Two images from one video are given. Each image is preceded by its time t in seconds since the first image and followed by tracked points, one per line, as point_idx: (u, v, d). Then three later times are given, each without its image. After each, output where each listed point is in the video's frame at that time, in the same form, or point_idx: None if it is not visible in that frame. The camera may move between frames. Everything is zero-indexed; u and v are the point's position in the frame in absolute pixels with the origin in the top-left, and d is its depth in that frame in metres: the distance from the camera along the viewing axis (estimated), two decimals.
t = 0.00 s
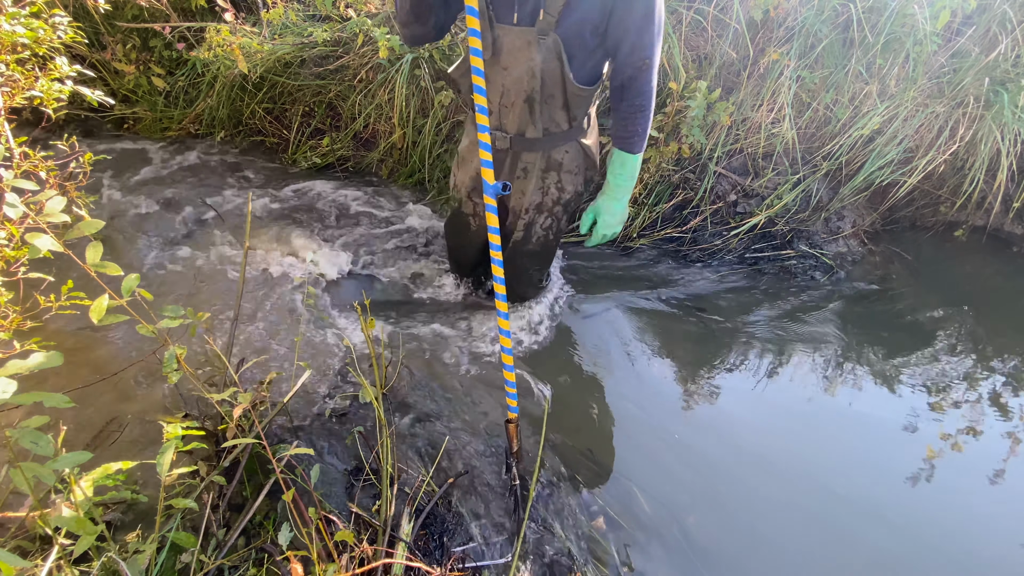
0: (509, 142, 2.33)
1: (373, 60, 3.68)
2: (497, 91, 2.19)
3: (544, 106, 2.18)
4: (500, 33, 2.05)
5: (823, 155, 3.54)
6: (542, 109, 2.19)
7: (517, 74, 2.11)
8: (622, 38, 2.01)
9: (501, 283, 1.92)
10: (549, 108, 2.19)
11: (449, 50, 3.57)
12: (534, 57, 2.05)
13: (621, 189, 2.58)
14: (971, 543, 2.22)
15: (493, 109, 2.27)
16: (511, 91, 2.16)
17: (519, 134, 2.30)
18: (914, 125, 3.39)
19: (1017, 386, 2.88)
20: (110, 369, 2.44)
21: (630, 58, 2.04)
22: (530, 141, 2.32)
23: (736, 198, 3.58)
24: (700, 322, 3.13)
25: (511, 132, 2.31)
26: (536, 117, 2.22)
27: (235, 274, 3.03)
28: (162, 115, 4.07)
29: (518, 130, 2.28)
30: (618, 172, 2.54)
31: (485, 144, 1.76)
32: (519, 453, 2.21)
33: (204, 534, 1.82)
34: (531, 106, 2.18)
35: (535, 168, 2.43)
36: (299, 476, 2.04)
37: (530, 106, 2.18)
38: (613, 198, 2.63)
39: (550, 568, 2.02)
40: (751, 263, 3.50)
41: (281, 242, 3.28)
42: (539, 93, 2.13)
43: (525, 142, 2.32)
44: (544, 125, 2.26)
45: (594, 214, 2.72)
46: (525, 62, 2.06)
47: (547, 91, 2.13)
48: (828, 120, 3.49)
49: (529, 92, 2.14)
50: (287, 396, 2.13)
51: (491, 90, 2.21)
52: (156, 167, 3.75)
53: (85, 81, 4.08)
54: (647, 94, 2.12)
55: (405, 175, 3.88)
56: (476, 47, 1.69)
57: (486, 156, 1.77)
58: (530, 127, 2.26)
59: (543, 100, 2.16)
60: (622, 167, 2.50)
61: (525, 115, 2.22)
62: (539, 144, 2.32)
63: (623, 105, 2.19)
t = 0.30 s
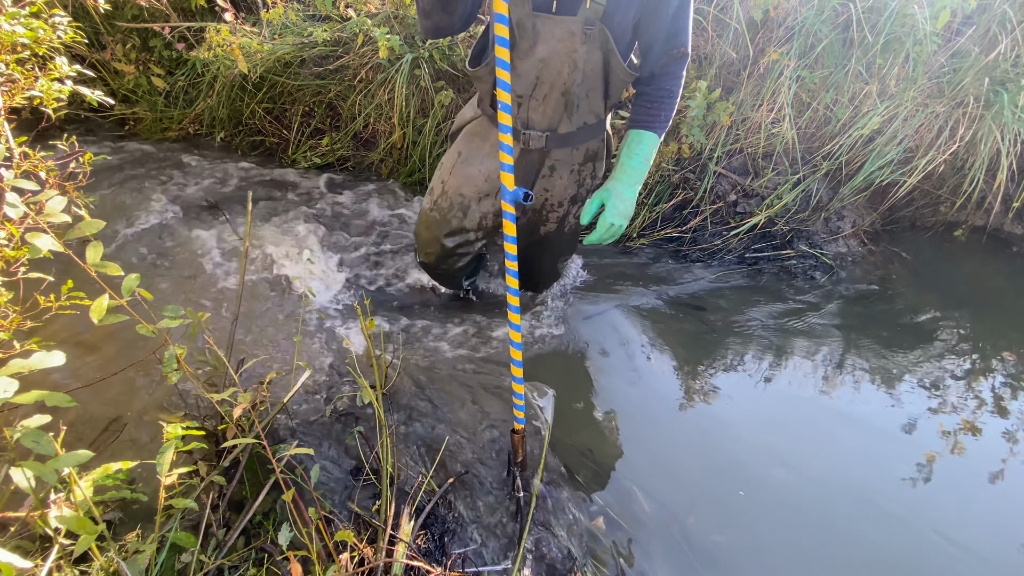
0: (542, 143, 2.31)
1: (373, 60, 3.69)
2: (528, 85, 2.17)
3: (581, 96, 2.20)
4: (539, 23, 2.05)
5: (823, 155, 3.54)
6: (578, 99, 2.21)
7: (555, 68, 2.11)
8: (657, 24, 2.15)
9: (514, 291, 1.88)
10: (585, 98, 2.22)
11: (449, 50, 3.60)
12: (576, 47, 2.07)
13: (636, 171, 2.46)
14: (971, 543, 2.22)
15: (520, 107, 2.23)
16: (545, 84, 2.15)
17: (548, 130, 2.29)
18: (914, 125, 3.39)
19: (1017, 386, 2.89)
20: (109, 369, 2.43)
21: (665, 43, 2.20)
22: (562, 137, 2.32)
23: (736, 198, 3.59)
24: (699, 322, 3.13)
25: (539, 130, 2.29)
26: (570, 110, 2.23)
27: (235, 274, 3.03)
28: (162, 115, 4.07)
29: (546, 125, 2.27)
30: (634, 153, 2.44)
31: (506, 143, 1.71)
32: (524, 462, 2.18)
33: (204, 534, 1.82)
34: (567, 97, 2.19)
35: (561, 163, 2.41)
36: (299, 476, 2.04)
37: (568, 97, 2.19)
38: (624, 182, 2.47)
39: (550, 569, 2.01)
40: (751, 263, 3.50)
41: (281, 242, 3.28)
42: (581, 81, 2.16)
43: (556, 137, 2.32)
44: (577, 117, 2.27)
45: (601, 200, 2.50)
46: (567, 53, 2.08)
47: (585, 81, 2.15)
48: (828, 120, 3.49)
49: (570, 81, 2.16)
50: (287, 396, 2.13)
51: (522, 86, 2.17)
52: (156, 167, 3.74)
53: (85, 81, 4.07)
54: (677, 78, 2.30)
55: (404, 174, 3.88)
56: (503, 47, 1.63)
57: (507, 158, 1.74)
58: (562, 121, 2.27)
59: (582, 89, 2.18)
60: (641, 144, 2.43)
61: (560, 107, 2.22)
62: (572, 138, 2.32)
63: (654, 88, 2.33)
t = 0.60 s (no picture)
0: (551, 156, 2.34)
1: (373, 59, 3.68)
2: (533, 96, 2.19)
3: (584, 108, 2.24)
4: (546, 34, 2.07)
5: (823, 155, 3.54)
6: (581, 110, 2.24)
7: (567, 81, 2.15)
8: (656, 28, 2.17)
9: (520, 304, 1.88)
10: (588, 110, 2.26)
11: (449, 50, 3.59)
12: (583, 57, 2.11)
13: (598, 156, 2.14)
14: (971, 542, 2.22)
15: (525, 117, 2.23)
16: (551, 97, 2.18)
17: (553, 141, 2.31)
18: (914, 125, 3.40)
19: (1017, 386, 2.89)
20: (110, 369, 2.43)
21: (654, 51, 2.22)
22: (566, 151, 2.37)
23: (736, 198, 3.59)
24: (698, 322, 3.13)
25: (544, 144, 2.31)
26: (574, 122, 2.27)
27: (235, 274, 3.03)
28: (162, 115, 4.07)
29: (550, 136, 2.30)
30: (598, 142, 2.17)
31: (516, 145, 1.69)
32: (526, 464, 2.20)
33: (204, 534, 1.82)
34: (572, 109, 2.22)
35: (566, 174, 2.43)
36: (299, 476, 2.04)
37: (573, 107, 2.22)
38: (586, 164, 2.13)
39: (550, 569, 2.02)
40: (751, 263, 3.50)
41: (281, 242, 3.28)
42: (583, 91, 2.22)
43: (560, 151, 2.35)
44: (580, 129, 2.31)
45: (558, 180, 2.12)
46: (574, 63, 2.11)
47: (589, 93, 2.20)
48: (828, 120, 3.49)
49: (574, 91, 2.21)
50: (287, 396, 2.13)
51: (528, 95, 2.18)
52: (156, 167, 3.75)
53: (85, 81, 4.07)
54: (658, 89, 2.26)
55: (405, 174, 3.88)
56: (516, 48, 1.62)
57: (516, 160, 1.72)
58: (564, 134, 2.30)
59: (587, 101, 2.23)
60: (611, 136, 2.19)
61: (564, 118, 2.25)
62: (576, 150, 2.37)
63: (632, 93, 2.26)
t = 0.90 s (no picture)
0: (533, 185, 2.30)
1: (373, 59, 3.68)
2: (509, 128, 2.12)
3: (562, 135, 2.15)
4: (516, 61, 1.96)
5: (823, 155, 3.54)
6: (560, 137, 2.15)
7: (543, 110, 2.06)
8: (629, 46, 1.92)
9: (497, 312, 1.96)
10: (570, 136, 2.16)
11: (449, 50, 3.59)
12: (559, 84, 1.99)
13: (551, 199, 1.92)
14: (972, 542, 2.22)
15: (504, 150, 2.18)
16: (527, 127, 2.10)
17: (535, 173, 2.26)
18: (914, 125, 3.40)
19: (1017, 386, 2.89)
20: (110, 369, 2.44)
21: (629, 72, 1.95)
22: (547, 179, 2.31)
23: (736, 198, 3.59)
24: (699, 322, 3.13)
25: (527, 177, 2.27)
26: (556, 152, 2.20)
27: (235, 274, 3.03)
28: (162, 115, 4.07)
29: (531, 166, 2.24)
30: (556, 181, 1.95)
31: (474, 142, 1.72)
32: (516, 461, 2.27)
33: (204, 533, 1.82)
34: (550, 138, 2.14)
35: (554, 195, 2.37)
36: (299, 475, 2.05)
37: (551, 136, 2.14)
38: (535, 207, 1.92)
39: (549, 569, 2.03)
40: (751, 263, 3.50)
41: (281, 242, 3.29)
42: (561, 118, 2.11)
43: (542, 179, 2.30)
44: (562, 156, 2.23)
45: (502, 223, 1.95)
46: (549, 93, 2.01)
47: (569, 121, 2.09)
48: (828, 120, 3.49)
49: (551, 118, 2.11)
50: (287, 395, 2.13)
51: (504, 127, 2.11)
52: (156, 168, 3.75)
53: (85, 81, 4.08)
54: (632, 116, 2.00)
55: (405, 173, 3.88)
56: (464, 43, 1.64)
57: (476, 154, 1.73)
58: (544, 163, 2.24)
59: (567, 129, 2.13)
60: (574, 174, 1.96)
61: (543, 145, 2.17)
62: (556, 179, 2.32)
63: (602, 120, 2.00)
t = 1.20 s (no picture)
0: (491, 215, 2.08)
1: (373, 59, 3.68)
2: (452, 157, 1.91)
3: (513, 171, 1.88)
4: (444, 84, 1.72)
5: (822, 155, 3.54)
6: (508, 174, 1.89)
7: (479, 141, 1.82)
8: (571, 83, 1.54)
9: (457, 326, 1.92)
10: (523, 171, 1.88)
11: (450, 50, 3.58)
12: (495, 117, 1.74)
13: (488, 243, 1.69)
14: (972, 543, 2.23)
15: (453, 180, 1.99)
16: (469, 158, 1.88)
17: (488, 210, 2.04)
18: (914, 125, 3.40)
19: (1016, 386, 2.90)
20: (110, 369, 2.44)
21: (578, 112, 1.56)
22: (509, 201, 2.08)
23: (736, 198, 3.59)
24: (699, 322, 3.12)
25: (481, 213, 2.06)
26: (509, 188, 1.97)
27: (235, 274, 3.03)
28: (162, 116, 4.07)
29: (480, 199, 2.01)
30: (501, 222, 1.70)
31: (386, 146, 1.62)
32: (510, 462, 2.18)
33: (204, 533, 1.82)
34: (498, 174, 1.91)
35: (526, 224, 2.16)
36: (299, 475, 2.05)
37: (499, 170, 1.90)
38: (468, 246, 1.72)
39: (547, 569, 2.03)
40: (751, 263, 3.50)
41: (281, 242, 3.29)
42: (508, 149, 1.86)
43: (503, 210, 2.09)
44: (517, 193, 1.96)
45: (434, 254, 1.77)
46: (485, 125, 1.76)
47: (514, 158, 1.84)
48: (828, 120, 3.49)
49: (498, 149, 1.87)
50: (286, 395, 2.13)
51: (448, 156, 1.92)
52: (157, 168, 3.75)
53: (85, 82, 4.07)
54: (585, 164, 1.63)
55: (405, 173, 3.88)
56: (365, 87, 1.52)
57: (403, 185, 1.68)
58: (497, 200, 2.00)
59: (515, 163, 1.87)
60: (524, 218, 1.69)
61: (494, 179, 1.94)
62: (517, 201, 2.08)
63: (551, 163, 1.66)
